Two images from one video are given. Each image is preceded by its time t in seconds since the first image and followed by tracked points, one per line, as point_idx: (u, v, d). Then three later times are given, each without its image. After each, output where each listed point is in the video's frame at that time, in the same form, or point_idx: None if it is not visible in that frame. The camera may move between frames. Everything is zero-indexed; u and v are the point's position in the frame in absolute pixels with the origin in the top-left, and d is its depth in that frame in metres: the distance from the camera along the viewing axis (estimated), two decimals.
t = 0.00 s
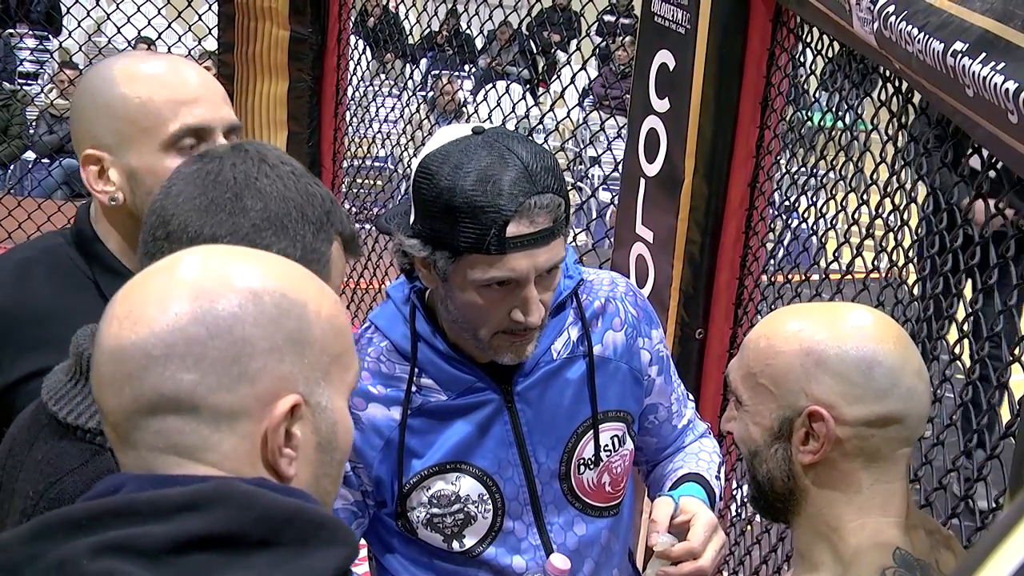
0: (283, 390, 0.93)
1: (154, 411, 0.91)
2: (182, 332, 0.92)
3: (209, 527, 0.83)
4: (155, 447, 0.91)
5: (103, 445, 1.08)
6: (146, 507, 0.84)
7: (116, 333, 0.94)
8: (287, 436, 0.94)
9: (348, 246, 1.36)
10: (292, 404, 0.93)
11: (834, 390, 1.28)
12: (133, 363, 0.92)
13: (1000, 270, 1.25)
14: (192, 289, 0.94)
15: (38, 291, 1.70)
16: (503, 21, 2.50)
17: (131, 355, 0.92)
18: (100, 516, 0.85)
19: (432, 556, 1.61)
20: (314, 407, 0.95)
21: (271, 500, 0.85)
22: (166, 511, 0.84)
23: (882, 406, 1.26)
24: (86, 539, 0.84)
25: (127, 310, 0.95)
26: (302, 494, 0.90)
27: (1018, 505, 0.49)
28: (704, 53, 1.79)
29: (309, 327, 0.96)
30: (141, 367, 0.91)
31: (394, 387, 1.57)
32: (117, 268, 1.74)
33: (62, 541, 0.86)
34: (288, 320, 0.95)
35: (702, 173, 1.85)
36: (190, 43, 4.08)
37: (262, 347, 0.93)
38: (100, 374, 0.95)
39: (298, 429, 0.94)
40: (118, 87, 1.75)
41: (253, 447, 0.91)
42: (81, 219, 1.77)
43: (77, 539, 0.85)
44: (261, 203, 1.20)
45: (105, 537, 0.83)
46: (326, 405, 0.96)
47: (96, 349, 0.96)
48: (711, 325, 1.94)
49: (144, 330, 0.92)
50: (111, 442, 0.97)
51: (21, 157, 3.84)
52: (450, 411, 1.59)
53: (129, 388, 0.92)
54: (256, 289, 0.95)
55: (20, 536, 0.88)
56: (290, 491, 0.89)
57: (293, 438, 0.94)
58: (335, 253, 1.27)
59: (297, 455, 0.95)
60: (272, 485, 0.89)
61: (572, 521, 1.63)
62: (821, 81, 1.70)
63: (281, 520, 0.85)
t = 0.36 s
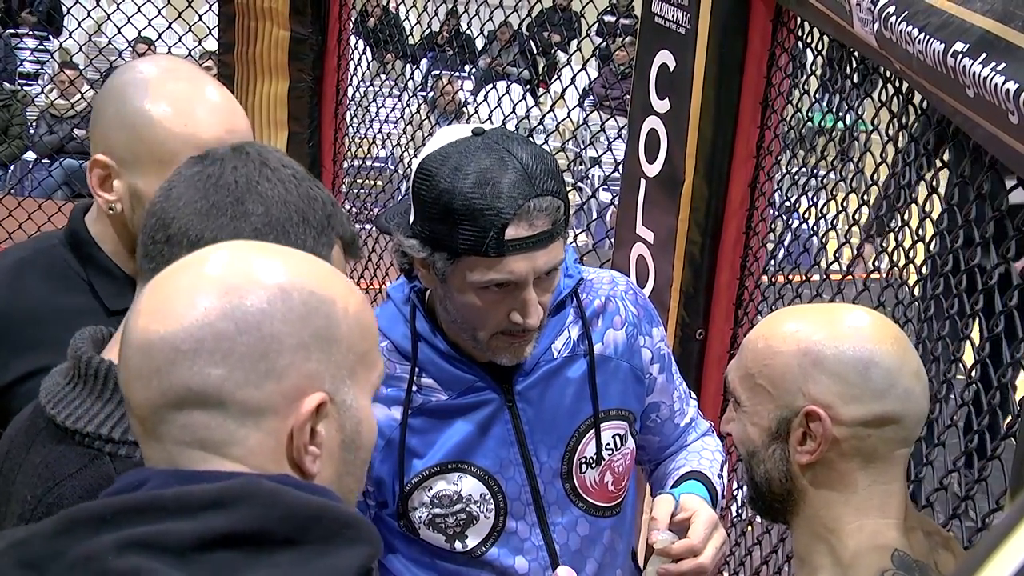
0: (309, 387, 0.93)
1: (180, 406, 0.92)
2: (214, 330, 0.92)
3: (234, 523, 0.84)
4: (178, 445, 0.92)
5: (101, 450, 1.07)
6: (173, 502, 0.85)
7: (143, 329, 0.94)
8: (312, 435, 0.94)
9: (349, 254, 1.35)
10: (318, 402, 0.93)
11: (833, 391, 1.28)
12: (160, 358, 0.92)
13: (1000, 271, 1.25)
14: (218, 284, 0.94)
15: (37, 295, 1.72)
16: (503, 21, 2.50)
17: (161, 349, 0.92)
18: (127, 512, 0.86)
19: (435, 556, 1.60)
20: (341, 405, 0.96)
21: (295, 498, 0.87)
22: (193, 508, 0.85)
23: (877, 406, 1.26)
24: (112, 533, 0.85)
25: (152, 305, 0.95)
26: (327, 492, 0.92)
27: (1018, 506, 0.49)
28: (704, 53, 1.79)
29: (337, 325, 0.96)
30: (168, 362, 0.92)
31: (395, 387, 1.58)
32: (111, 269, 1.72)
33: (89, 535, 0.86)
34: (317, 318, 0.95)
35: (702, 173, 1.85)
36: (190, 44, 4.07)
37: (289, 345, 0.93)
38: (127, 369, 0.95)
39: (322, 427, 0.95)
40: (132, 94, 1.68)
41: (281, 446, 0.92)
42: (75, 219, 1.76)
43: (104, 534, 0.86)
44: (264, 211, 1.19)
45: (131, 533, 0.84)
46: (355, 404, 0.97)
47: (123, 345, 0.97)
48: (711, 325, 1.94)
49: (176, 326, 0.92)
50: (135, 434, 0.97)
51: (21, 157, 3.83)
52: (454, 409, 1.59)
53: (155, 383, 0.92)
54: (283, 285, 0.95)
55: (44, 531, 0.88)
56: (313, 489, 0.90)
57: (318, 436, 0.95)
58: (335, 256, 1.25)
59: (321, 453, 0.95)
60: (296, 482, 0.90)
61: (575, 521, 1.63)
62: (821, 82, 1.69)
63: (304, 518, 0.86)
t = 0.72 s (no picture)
0: (320, 394, 0.94)
1: (191, 413, 0.92)
2: (223, 334, 0.92)
3: (243, 537, 0.84)
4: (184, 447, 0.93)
5: (93, 450, 1.08)
6: (180, 514, 0.86)
7: (150, 332, 0.94)
8: (321, 441, 0.95)
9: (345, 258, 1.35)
10: (329, 408, 0.94)
11: (832, 394, 1.28)
12: (171, 363, 0.92)
13: (999, 273, 1.25)
14: (227, 288, 0.94)
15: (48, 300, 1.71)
16: (503, 23, 2.50)
17: (168, 354, 0.92)
18: (136, 523, 0.86)
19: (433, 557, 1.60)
20: (349, 410, 0.96)
21: (304, 508, 0.87)
22: (199, 520, 0.85)
23: (874, 408, 1.26)
24: (120, 546, 0.86)
25: (159, 308, 0.95)
26: (333, 500, 0.93)
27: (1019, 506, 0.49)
28: (705, 55, 1.79)
29: (346, 330, 0.96)
30: (180, 368, 0.92)
31: (396, 388, 1.58)
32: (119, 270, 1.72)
33: (97, 545, 0.87)
34: (327, 326, 0.95)
35: (702, 175, 1.85)
36: (190, 46, 4.07)
37: (300, 351, 0.93)
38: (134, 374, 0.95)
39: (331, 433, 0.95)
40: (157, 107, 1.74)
41: (288, 452, 0.93)
42: (81, 224, 1.76)
43: (111, 544, 0.87)
44: (256, 212, 1.19)
45: (139, 545, 0.85)
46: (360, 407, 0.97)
47: (129, 347, 0.97)
48: (711, 327, 1.94)
49: (184, 333, 0.92)
50: (142, 437, 0.97)
51: (21, 160, 3.82)
52: (454, 410, 1.58)
53: (166, 387, 0.92)
54: (294, 291, 0.94)
55: (51, 541, 0.89)
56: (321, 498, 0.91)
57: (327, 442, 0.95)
58: (328, 255, 1.24)
59: (329, 459, 0.96)
60: (304, 490, 0.91)
61: (576, 523, 1.63)
62: (821, 84, 1.70)
63: (313, 530, 0.87)
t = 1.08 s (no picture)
0: (367, 409, 0.92)
1: (241, 425, 0.89)
2: (264, 347, 0.89)
3: (285, 557, 0.82)
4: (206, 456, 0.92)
5: (90, 446, 1.09)
6: (221, 530, 0.84)
7: (197, 342, 0.91)
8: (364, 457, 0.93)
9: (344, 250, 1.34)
10: (375, 425, 0.92)
11: (831, 397, 1.28)
12: (223, 373, 0.89)
13: (1000, 274, 1.25)
14: (272, 294, 0.92)
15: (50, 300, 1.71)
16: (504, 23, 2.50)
17: (220, 364, 0.90)
18: (175, 536, 0.85)
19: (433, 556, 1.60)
20: (387, 424, 0.94)
21: (343, 528, 0.85)
22: (240, 537, 0.83)
23: (873, 411, 1.26)
24: (157, 558, 0.84)
25: (204, 315, 0.93)
26: (368, 519, 0.90)
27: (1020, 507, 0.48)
28: (705, 56, 1.79)
29: (391, 340, 0.95)
30: (235, 379, 0.89)
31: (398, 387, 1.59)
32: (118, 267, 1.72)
33: (133, 557, 0.86)
34: (376, 335, 0.93)
35: (703, 176, 1.85)
36: (191, 46, 4.07)
37: (351, 366, 0.91)
38: (180, 382, 0.92)
39: (374, 448, 0.94)
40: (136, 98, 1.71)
41: (335, 464, 0.91)
42: (85, 218, 1.75)
43: (147, 557, 0.85)
44: (248, 210, 1.18)
45: (178, 560, 0.83)
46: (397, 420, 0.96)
47: (169, 354, 0.94)
48: (712, 328, 1.94)
49: (239, 343, 0.90)
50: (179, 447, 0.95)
51: (21, 160, 3.82)
52: (455, 410, 1.58)
53: (219, 398, 0.90)
54: (343, 298, 0.92)
55: (86, 547, 0.87)
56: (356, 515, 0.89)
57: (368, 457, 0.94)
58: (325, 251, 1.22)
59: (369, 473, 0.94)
60: (340, 506, 0.89)
61: (575, 523, 1.63)
62: (821, 84, 1.69)
63: (353, 553, 0.85)
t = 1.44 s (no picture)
0: (500, 420, 0.95)
1: (388, 431, 0.90)
2: (421, 352, 0.91)
3: (438, 558, 0.87)
4: (348, 457, 0.92)
5: (86, 442, 1.13)
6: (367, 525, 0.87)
7: (348, 347, 0.92)
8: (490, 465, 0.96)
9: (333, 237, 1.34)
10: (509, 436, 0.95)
11: (783, 399, 1.28)
12: (378, 379, 0.90)
13: (1000, 275, 1.25)
14: (420, 303, 0.93)
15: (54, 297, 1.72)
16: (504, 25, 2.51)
17: (377, 370, 0.91)
18: (327, 527, 0.87)
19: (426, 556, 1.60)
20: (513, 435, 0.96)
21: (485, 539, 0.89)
22: (395, 535, 0.87)
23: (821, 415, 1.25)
24: (312, 547, 0.87)
25: (351, 321, 0.94)
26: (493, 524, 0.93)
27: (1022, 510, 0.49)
28: (704, 57, 1.79)
29: (520, 352, 0.97)
30: (388, 386, 0.90)
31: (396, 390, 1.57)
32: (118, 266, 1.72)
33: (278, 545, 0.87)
34: (513, 346, 0.95)
35: (702, 178, 1.84)
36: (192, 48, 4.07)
37: (493, 380, 0.93)
38: (329, 385, 0.92)
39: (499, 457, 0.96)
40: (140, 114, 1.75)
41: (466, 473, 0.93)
42: (86, 218, 1.76)
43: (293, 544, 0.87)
44: (237, 214, 1.22)
45: (334, 551, 0.86)
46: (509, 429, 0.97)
47: (314, 357, 0.95)
48: (712, 329, 1.94)
49: (394, 350, 0.91)
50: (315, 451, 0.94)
51: (21, 162, 3.83)
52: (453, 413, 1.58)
53: (371, 405, 0.90)
54: (486, 312, 0.94)
55: (238, 530, 0.89)
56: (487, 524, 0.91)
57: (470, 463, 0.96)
58: (317, 243, 1.27)
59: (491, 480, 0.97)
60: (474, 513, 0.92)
61: (572, 524, 1.64)
62: (821, 86, 1.70)
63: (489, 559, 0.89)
